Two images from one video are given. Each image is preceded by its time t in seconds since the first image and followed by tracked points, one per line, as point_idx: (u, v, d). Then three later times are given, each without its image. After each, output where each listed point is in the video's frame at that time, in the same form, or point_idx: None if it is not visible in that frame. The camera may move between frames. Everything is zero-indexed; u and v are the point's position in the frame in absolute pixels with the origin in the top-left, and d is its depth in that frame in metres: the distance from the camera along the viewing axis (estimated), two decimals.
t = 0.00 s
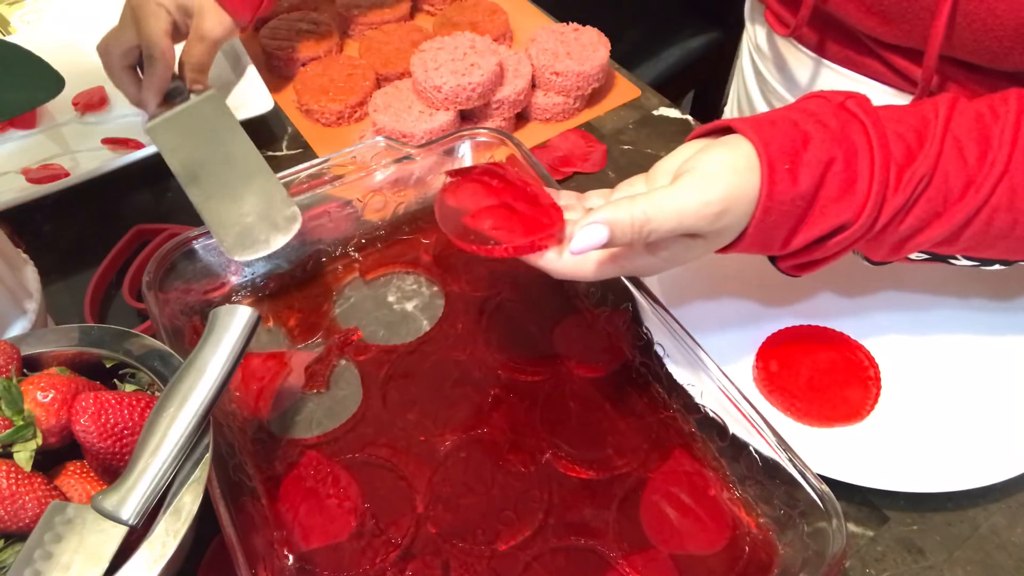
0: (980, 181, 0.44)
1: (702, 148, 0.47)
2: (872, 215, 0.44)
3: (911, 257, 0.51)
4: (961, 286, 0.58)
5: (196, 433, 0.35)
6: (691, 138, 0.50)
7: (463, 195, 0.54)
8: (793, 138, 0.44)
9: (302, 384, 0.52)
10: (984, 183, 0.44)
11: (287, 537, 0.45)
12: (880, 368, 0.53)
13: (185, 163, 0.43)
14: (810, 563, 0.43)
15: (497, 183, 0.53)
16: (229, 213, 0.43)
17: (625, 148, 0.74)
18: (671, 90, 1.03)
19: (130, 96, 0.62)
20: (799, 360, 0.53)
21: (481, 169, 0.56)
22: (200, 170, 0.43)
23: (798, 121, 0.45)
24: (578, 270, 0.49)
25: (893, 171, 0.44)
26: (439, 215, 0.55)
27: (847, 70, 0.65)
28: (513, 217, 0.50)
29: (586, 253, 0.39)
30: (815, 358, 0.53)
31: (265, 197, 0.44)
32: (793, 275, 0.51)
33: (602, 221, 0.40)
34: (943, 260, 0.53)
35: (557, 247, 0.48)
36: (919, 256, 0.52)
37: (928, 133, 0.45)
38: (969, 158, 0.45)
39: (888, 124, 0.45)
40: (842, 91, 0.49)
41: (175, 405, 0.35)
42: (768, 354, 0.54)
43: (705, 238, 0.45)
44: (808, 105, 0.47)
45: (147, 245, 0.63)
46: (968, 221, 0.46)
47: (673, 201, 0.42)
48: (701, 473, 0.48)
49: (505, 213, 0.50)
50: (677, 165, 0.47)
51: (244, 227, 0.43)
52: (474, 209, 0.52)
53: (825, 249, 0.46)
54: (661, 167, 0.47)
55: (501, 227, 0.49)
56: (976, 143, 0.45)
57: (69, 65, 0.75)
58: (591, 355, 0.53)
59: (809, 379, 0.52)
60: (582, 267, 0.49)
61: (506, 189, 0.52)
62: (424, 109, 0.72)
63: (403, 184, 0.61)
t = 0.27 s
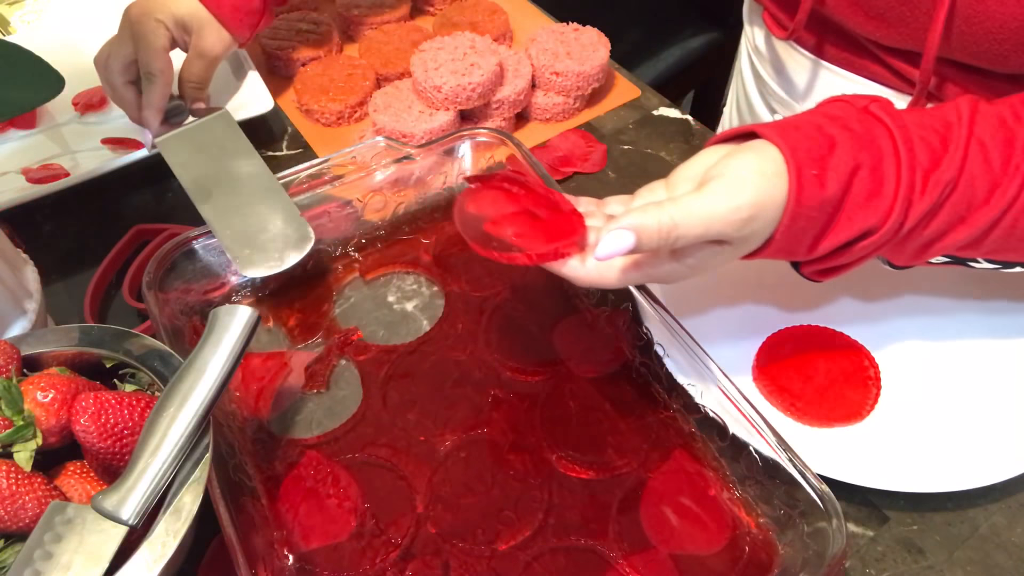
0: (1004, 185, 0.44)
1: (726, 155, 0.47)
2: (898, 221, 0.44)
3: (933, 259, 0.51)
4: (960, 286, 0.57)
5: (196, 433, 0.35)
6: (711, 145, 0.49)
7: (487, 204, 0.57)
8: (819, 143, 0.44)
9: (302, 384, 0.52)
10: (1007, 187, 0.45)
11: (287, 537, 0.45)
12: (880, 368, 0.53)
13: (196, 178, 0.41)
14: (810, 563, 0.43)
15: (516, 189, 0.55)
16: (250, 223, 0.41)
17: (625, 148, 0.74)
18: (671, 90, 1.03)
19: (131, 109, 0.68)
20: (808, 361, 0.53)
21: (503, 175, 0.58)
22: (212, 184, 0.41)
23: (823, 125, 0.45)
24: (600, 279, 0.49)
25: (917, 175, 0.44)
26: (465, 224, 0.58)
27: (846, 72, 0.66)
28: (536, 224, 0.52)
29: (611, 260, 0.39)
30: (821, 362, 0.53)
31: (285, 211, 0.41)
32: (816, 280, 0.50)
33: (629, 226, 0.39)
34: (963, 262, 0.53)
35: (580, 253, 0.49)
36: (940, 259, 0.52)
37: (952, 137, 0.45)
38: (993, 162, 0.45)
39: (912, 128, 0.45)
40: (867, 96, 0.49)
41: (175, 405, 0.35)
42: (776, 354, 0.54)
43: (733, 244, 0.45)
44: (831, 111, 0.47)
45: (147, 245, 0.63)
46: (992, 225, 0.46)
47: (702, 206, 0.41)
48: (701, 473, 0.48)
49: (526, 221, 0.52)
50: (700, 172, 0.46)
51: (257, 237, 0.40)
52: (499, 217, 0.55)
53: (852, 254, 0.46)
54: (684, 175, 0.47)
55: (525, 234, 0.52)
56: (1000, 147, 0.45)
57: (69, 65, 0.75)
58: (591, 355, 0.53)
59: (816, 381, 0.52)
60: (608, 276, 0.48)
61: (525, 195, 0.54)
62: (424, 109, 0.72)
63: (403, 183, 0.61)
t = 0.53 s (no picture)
0: None
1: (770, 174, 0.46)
2: (943, 237, 0.43)
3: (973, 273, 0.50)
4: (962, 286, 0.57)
5: (196, 433, 0.35)
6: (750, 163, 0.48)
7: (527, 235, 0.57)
8: (862, 160, 0.43)
9: (302, 384, 0.52)
10: None
11: (287, 537, 0.45)
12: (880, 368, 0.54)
13: (202, 178, 0.41)
14: (810, 563, 0.43)
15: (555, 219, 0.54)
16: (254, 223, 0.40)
17: (625, 148, 0.74)
18: (671, 90, 1.03)
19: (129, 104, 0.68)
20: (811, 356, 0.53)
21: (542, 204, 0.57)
22: (217, 183, 0.41)
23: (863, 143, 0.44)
24: (645, 306, 0.45)
25: (962, 190, 0.43)
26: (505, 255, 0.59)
27: (846, 73, 0.66)
28: (575, 252, 0.50)
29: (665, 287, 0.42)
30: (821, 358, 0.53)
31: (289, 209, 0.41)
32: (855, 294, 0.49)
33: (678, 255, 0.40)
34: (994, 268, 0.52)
35: (623, 282, 0.44)
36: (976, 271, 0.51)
37: (994, 150, 0.44)
38: None
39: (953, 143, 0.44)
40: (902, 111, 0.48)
41: (175, 405, 0.35)
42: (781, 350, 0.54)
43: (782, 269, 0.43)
44: (869, 127, 0.46)
45: (146, 245, 0.62)
46: None
47: (748, 235, 0.41)
48: (701, 473, 0.48)
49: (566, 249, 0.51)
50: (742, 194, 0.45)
51: (261, 232, 0.40)
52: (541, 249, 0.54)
53: (896, 272, 0.45)
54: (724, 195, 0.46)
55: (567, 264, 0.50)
56: None
57: (69, 65, 0.75)
58: (591, 355, 0.53)
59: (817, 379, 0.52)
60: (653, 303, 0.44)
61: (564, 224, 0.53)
62: (424, 109, 0.72)
63: (404, 183, 0.61)
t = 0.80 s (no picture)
0: None
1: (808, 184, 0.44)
2: (986, 247, 0.42)
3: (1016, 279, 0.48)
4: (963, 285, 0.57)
5: (197, 433, 0.35)
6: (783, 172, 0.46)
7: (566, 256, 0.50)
8: (905, 172, 0.42)
9: (302, 384, 0.52)
10: None
11: (287, 537, 0.45)
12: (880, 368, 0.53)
13: (202, 178, 0.42)
14: (810, 563, 0.43)
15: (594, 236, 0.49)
16: (255, 225, 0.40)
17: (625, 148, 0.74)
18: (671, 90, 1.03)
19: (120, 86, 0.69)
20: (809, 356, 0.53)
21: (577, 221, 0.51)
22: (217, 184, 0.41)
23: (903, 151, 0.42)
24: (688, 325, 0.43)
25: (1004, 199, 0.42)
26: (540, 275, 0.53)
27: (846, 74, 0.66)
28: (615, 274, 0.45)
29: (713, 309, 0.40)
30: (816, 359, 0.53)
31: (289, 210, 0.41)
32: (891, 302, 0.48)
33: (728, 275, 0.39)
34: None
35: (663, 302, 0.42)
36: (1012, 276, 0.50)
37: None
38: None
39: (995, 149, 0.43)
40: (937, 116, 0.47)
41: (175, 405, 0.35)
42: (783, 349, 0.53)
43: (828, 285, 0.42)
44: (906, 136, 0.44)
45: (146, 245, 0.62)
46: None
47: (799, 254, 0.40)
48: (702, 473, 0.48)
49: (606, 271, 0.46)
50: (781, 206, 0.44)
51: (261, 233, 0.40)
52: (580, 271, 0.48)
53: (939, 281, 0.44)
54: (757, 207, 0.45)
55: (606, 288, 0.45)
56: None
57: (68, 65, 0.75)
58: (591, 355, 0.54)
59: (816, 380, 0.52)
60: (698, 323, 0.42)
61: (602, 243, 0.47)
62: (424, 109, 0.72)
63: (404, 183, 0.61)
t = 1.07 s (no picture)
0: None
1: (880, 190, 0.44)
2: None
3: None
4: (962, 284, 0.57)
5: (196, 433, 0.35)
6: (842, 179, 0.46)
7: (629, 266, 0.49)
8: (986, 175, 0.42)
9: (302, 384, 0.52)
10: None
11: (287, 537, 0.45)
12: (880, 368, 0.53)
13: (202, 179, 0.42)
14: (810, 563, 0.42)
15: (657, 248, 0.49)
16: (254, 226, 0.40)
17: (625, 148, 0.74)
18: (671, 89, 1.03)
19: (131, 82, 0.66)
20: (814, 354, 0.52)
21: (638, 230, 0.51)
22: (217, 185, 0.41)
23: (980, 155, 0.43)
24: (766, 340, 0.41)
25: None
26: (604, 287, 0.52)
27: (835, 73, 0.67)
28: (686, 285, 0.45)
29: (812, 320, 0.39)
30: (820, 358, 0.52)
31: (290, 211, 0.41)
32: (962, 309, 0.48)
33: (825, 284, 0.39)
34: None
35: (740, 316, 0.41)
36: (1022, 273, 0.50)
37: None
38: None
39: None
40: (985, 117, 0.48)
41: (175, 405, 0.35)
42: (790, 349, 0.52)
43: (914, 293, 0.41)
44: (977, 138, 0.45)
45: (147, 245, 0.62)
46: None
47: (897, 259, 0.39)
48: (701, 473, 0.48)
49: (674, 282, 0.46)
50: (853, 212, 0.43)
51: (261, 233, 0.40)
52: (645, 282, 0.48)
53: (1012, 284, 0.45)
54: (823, 214, 0.44)
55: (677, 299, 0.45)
56: None
57: (69, 65, 0.75)
58: (591, 355, 0.54)
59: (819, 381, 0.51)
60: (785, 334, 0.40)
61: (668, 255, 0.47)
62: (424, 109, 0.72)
63: (404, 182, 0.61)
